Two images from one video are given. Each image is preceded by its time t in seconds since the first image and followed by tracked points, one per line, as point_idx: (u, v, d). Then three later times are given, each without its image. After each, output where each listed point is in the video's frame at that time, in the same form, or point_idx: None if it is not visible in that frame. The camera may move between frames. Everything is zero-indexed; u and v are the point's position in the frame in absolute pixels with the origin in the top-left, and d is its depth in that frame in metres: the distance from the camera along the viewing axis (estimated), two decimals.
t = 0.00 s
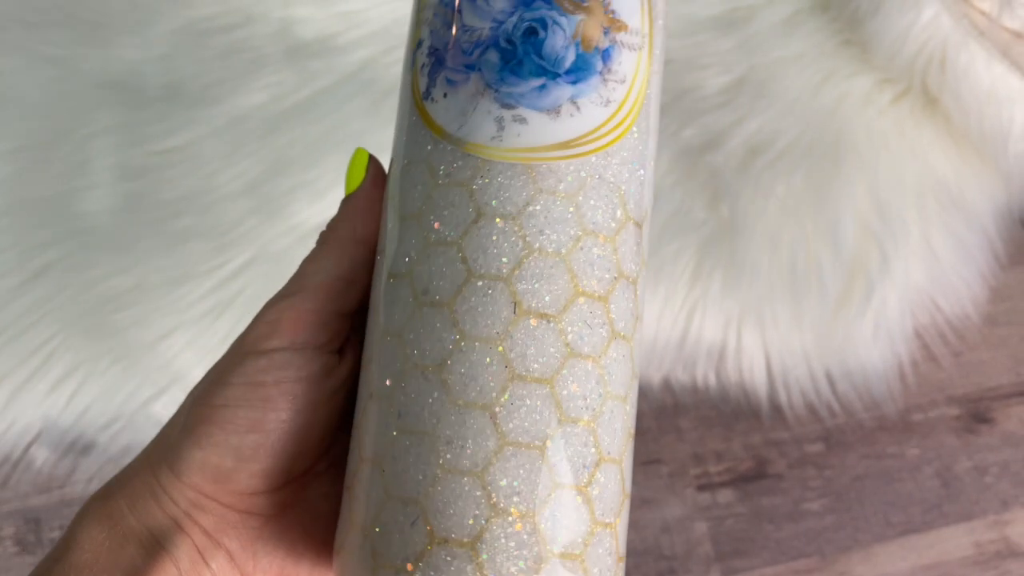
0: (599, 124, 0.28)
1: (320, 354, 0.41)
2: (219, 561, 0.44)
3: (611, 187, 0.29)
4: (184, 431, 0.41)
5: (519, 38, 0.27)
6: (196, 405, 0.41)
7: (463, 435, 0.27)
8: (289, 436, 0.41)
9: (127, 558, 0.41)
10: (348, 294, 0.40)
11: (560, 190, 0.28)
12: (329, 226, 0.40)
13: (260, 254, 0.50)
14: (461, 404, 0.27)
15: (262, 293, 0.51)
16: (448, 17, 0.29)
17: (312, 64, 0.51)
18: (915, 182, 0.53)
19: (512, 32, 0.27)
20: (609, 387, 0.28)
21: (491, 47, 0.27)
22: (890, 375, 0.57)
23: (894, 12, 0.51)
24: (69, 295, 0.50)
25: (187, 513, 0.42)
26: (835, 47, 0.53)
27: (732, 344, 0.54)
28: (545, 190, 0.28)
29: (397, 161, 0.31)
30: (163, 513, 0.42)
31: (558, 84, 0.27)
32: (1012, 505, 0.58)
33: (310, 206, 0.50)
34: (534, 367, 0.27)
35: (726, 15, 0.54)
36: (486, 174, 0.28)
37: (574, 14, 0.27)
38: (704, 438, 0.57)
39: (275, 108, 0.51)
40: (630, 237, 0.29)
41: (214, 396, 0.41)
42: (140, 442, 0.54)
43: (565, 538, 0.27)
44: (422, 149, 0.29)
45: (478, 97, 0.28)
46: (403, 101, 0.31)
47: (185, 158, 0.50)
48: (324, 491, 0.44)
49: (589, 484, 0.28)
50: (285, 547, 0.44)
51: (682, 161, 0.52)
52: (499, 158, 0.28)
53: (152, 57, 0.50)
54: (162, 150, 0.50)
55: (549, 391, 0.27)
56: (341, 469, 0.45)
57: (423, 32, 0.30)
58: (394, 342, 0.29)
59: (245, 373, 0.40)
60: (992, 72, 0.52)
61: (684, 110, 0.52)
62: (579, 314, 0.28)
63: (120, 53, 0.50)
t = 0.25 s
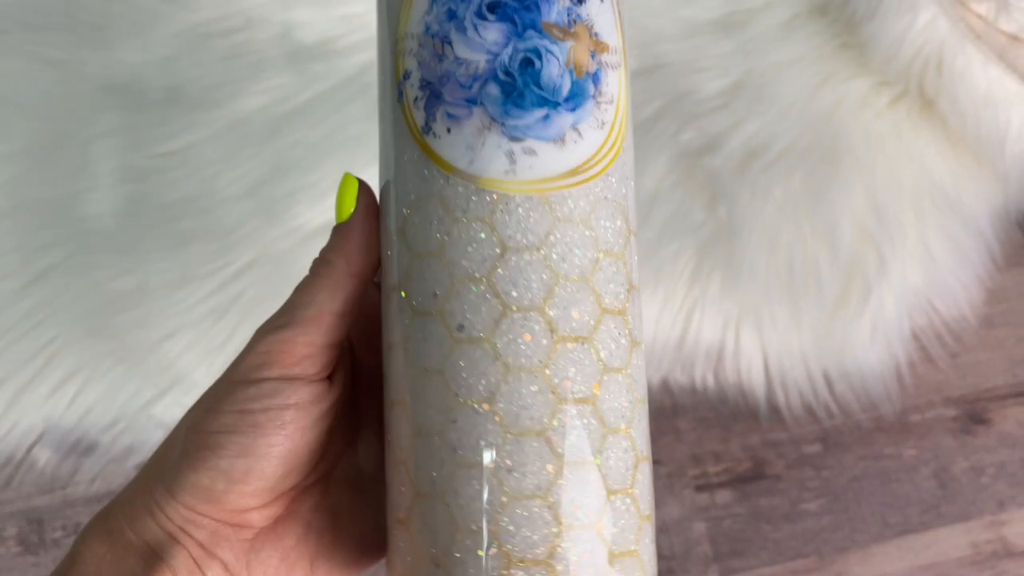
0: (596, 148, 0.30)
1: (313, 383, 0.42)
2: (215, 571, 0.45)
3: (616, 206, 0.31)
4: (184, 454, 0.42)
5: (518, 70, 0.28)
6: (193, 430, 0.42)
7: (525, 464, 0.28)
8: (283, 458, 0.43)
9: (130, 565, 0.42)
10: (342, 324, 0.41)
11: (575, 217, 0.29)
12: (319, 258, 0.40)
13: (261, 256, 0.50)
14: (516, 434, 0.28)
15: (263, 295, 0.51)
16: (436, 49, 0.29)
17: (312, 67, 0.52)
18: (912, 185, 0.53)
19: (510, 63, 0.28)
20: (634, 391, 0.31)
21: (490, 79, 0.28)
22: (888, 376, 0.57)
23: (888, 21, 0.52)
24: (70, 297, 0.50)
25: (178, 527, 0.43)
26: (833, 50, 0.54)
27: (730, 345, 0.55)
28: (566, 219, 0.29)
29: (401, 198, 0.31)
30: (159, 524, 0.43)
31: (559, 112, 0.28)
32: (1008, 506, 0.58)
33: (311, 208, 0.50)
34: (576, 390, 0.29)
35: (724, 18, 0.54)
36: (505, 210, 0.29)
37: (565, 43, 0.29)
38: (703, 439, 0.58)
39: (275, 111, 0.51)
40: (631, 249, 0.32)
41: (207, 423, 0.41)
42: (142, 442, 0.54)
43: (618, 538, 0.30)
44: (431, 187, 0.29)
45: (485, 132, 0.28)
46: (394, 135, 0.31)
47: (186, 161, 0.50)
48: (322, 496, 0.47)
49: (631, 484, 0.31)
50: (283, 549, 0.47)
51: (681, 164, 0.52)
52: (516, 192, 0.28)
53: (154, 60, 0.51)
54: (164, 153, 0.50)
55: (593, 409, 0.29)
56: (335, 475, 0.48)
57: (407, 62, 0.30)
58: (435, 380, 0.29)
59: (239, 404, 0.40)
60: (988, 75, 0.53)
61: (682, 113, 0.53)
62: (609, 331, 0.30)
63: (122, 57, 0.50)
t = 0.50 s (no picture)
0: (586, 205, 0.32)
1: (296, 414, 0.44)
2: None
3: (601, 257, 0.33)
4: (172, 477, 0.44)
5: (515, 135, 0.30)
6: (181, 454, 0.43)
7: (536, 508, 0.30)
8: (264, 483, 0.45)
9: None
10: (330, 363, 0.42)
11: (568, 273, 0.31)
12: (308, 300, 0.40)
13: (262, 259, 0.51)
14: (525, 480, 0.30)
15: (266, 296, 0.51)
16: (433, 112, 0.30)
17: (312, 71, 0.52)
18: (907, 189, 0.54)
19: (506, 128, 0.30)
20: (620, 429, 0.34)
21: (489, 144, 0.30)
22: (884, 377, 0.58)
23: (883, 28, 0.52)
24: (74, 300, 0.50)
25: (164, 543, 0.44)
26: (829, 55, 0.54)
27: (727, 347, 0.55)
28: (562, 275, 0.31)
29: (400, 257, 0.32)
30: (147, 539, 0.44)
31: (553, 174, 0.30)
32: (1002, 506, 0.59)
33: (311, 211, 0.51)
34: (576, 435, 0.31)
35: (722, 23, 0.54)
36: (507, 272, 0.30)
37: (557, 105, 0.31)
38: (700, 440, 0.58)
39: (276, 115, 0.51)
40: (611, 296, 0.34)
41: (195, 447, 0.43)
42: (144, 444, 0.54)
43: (617, 565, 0.32)
44: (432, 249, 0.31)
45: (486, 197, 0.30)
46: (388, 194, 0.32)
47: (187, 165, 0.51)
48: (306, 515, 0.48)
49: (622, 513, 0.33)
50: (266, 561, 0.48)
51: (678, 168, 0.53)
52: (517, 254, 0.30)
53: (155, 65, 0.51)
54: (165, 158, 0.51)
55: (590, 450, 0.32)
56: (317, 493, 0.49)
57: (402, 121, 0.31)
58: (446, 432, 0.31)
59: (219, 430, 0.42)
60: (983, 80, 0.53)
61: (679, 117, 0.53)
62: (599, 377, 0.33)
63: (123, 62, 0.51)
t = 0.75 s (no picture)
0: (579, 236, 0.33)
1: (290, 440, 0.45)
2: None
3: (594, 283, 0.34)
4: (173, 502, 0.45)
5: (511, 173, 0.30)
6: (181, 479, 0.45)
7: (552, 532, 0.31)
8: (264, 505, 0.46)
9: None
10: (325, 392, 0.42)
11: (567, 304, 0.32)
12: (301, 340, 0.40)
13: (262, 260, 0.51)
14: (539, 508, 0.31)
15: (267, 297, 0.51)
16: (429, 154, 0.30)
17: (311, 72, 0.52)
18: (908, 191, 0.54)
19: (503, 167, 0.30)
20: (620, 446, 0.35)
21: (486, 185, 0.30)
22: (883, 378, 0.58)
23: (882, 28, 0.52)
24: (74, 301, 0.51)
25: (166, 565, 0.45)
26: (828, 56, 0.54)
27: (727, 348, 0.55)
28: (563, 306, 0.32)
29: (401, 298, 0.32)
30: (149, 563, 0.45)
31: (549, 209, 0.31)
32: (1002, 507, 0.59)
33: (311, 212, 0.51)
34: (583, 458, 0.32)
35: (722, 25, 0.55)
36: (514, 306, 0.31)
37: (548, 140, 0.31)
38: (700, 440, 0.58)
39: (275, 117, 0.51)
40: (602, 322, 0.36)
41: (194, 471, 0.44)
42: (144, 444, 0.54)
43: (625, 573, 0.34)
44: (436, 290, 0.31)
45: (488, 236, 0.30)
46: (384, 234, 0.32)
47: (188, 167, 0.51)
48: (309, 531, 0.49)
49: (626, 523, 0.35)
50: None
51: (678, 168, 0.53)
52: (522, 291, 0.31)
53: (155, 66, 0.51)
54: (165, 159, 0.51)
55: (597, 470, 0.33)
56: (318, 509, 0.50)
57: (396, 163, 0.31)
58: (461, 467, 0.31)
59: (219, 456, 0.44)
60: (982, 81, 0.53)
61: (679, 118, 0.53)
62: (601, 400, 0.34)
63: (123, 63, 0.51)
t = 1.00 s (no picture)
0: (577, 246, 0.33)
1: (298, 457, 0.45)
2: None
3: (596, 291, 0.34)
4: (185, 521, 0.45)
5: (506, 193, 0.30)
6: (193, 497, 0.45)
7: (570, 547, 0.32)
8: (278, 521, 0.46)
9: None
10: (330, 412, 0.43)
11: (572, 317, 0.32)
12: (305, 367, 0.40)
13: (263, 260, 0.51)
14: (558, 523, 0.31)
15: (268, 296, 0.51)
16: (421, 179, 0.30)
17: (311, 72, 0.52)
18: (907, 193, 0.54)
19: (497, 187, 0.30)
20: (631, 452, 0.35)
21: (482, 207, 0.30)
22: (883, 378, 0.58)
23: (883, 27, 0.53)
24: (75, 301, 0.51)
25: None
26: (827, 56, 0.54)
27: (727, 348, 0.55)
28: (568, 321, 0.32)
29: (404, 325, 0.32)
30: None
31: (546, 225, 0.31)
32: (1002, 507, 0.59)
33: (312, 213, 0.51)
34: (596, 470, 0.33)
35: (721, 25, 0.54)
36: (521, 325, 0.31)
37: (540, 154, 0.31)
38: (700, 441, 0.58)
39: (276, 117, 0.51)
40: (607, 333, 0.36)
41: (207, 491, 0.44)
42: (145, 444, 0.54)
43: None
44: (440, 316, 0.31)
45: (486, 256, 0.30)
46: (381, 260, 0.32)
47: (188, 167, 0.51)
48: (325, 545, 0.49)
49: (643, 528, 0.35)
50: None
51: (678, 169, 0.53)
52: (526, 310, 0.31)
53: (155, 67, 0.51)
54: (166, 159, 0.51)
55: (610, 479, 0.33)
56: (333, 523, 0.51)
57: (388, 189, 0.31)
58: (476, 487, 0.31)
59: (232, 475, 0.44)
60: (982, 81, 0.53)
61: (679, 119, 0.53)
62: (610, 409, 0.34)
63: (124, 64, 0.51)
